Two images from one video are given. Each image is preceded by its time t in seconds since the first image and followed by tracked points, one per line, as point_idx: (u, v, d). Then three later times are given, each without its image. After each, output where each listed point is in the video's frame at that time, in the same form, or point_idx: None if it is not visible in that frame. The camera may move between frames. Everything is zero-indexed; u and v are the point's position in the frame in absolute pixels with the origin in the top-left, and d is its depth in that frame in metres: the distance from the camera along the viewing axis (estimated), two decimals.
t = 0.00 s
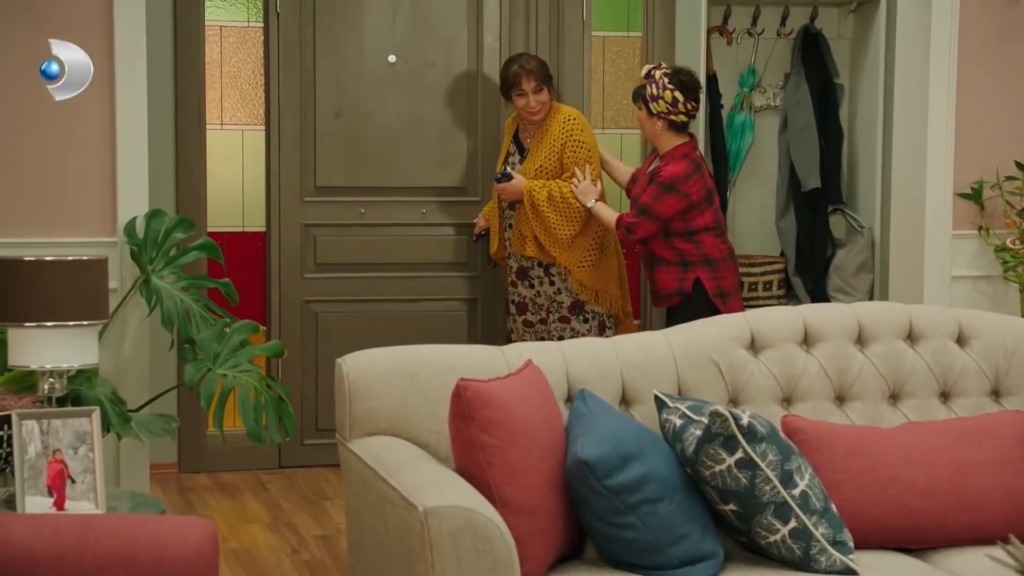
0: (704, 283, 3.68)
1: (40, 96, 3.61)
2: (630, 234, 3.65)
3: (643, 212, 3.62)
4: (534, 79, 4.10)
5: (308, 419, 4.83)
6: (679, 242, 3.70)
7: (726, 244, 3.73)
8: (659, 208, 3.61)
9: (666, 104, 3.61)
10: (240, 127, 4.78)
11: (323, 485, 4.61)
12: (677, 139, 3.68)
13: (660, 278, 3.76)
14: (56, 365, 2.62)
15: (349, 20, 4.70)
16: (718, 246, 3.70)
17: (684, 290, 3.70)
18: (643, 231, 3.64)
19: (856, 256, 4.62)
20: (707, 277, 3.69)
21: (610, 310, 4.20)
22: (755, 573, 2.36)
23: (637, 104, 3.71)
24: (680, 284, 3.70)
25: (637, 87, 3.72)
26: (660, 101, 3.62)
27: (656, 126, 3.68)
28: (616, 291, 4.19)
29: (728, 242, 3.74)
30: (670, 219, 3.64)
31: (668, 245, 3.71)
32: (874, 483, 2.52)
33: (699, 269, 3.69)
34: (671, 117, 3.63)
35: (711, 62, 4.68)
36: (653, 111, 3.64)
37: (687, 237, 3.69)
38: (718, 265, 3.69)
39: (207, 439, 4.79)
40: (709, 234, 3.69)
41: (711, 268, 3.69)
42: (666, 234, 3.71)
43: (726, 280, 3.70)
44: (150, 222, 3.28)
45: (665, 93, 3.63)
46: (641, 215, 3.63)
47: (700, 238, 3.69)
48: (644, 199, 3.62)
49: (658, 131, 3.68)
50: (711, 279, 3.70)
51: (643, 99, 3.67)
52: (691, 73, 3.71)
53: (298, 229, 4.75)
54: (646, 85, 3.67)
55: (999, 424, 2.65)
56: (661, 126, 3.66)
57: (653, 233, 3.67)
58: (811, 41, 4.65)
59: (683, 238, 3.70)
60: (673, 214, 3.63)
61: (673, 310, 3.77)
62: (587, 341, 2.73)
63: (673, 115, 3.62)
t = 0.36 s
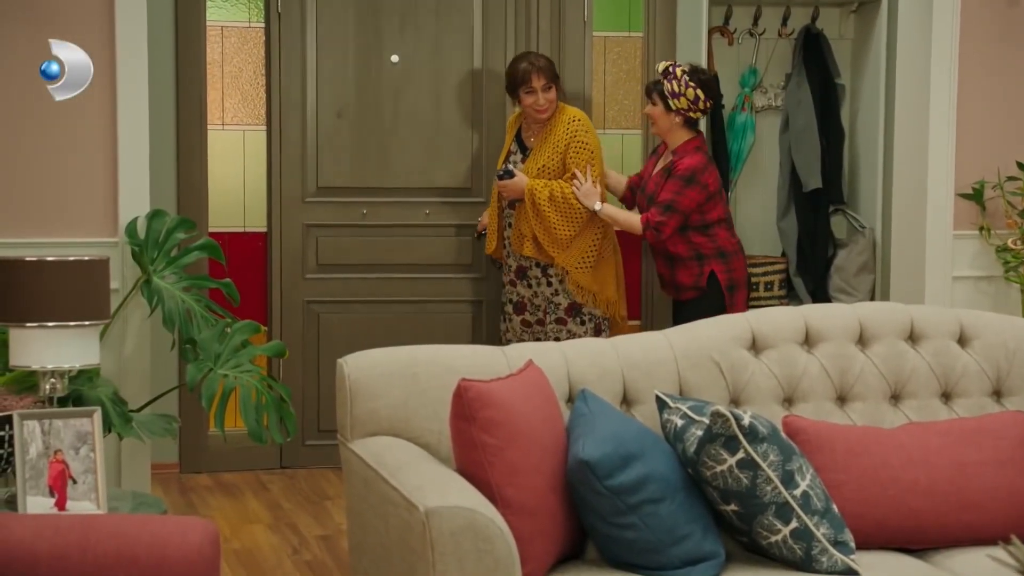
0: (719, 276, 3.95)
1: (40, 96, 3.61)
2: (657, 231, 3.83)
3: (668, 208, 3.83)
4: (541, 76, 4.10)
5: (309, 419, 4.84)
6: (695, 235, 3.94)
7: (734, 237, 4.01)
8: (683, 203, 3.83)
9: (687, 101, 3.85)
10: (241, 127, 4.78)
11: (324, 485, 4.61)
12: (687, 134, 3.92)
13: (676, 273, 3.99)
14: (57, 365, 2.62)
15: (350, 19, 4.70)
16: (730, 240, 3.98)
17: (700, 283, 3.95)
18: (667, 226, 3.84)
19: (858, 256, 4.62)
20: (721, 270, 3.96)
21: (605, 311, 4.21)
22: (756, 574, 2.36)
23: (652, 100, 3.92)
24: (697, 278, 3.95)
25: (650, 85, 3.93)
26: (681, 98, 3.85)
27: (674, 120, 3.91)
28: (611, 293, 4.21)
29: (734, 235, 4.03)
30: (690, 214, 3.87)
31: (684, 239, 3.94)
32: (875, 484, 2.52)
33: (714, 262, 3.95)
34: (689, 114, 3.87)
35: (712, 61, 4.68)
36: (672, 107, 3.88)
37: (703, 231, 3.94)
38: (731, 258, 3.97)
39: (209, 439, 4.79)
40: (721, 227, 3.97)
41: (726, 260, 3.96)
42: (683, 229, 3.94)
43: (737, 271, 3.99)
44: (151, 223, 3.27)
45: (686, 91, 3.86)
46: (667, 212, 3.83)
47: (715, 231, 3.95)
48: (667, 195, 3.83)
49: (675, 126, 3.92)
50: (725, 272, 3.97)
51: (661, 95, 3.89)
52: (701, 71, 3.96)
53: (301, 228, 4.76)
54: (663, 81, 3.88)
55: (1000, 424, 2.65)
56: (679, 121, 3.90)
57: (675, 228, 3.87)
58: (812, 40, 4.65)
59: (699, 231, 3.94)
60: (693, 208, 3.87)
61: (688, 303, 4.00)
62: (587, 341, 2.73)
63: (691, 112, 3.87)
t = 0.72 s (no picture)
0: (731, 270, 4.04)
1: (41, 96, 3.61)
2: (678, 219, 3.90)
3: (688, 196, 3.90)
4: (554, 77, 4.08)
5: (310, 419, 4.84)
6: (708, 228, 4.02)
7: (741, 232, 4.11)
8: (702, 191, 3.91)
9: (704, 93, 3.93)
10: (242, 127, 4.80)
11: (325, 485, 4.61)
12: (701, 127, 4.00)
13: (686, 267, 4.05)
14: (58, 365, 2.62)
15: (353, 19, 4.72)
16: (738, 235, 4.07)
17: (711, 276, 4.02)
18: (687, 214, 3.91)
19: (859, 256, 4.61)
20: (732, 264, 4.05)
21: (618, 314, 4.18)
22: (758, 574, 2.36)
23: (666, 95, 3.96)
24: (709, 271, 4.02)
25: (662, 81, 3.98)
26: (698, 90, 3.93)
27: (691, 114, 3.96)
28: (624, 297, 4.16)
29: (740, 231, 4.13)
30: (707, 203, 3.96)
31: (698, 231, 4.02)
32: (876, 484, 2.51)
33: (725, 256, 4.04)
34: (704, 106, 3.95)
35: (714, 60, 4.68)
36: (689, 101, 3.93)
37: (715, 224, 4.03)
38: (741, 253, 4.07)
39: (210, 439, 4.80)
40: (731, 221, 4.06)
41: (736, 255, 4.05)
42: (697, 221, 4.01)
43: (745, 266, 4.08)
44: (152, 223, 3.28)
45: (702, 84, 3.94)
46: (687, 200, 3.90)
47: (726, 225, 4.05)
48: (687, 183, 3.90)
49: (691, 121, 3.98)
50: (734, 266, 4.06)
51: (677, 91, 3.93)
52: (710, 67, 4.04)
53: (301, 229, 4.80)
54: (677, 77, 3.93)
55: (1001, 424, 2.65)
56: (696, 114, 3.96)
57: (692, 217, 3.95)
58: (814, 39, 4.64)
59: (712, 224, 4.03)
60: (710, 198, 3.96)
61: (699, 298, 4.05)
62: (587, 342, 2.73)
63: (707, 104, 3.95)
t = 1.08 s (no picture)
0: (743, 272, 4.04)
1: (43, 96, 3.61)
2: (703, 215, 3.91)
3: (715, 192, 3.92)
4: (571, 71, 4.03)
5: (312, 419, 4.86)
6: (728, 227, 4.03)
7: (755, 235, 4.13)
8: (729, 189, 3.94)
9: (733, 92, 3.96)
10: (245, 127, 4.89)
11: (328, 485, 4.61)
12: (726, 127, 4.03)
13: (699, 265, 4.05)
14: (61, 366, 2.61)
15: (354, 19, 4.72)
16: (754, 237, 4.09)
17: (724, 276, 4.03)
18: (713, 211, 3.93)
19: (861, 256, 4.59)
20: (744, 266, 4.06)
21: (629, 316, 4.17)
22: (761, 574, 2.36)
23: (691, 94, 3.97)
24: (723, 271, 4.03)
25: (687, 80, 4.00)
26: (728, 89, 3.96)
27: (716, 113, 3.97)
28: (638, 299, 4.17)
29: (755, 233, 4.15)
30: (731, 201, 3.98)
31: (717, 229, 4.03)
32: (879, 485, 2.51)
33: (740, 257, 4.05)
34: (732, 106, 3.97)
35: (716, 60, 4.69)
36: (717, 101, 3.95)
37: (735, 224, 4.05)
38: (754, 255, 4.08)
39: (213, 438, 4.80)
40: (749, 222, 4.08)
41: (750, 256, 4.07)
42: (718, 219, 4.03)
43: (756, 269, 4.09)
44: (156, 223, 3.28)
45: (729, 84, 3.96)
46: (714, 196, 3.92)
47: (745, 225, 4.06)
48: (715, 179, 3.93)
49: (716, 120, 4.00)
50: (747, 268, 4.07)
51: (703, 89, 3.95)
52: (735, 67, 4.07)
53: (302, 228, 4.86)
54: (704, 75, 3.95)
55: (1004, 424, 2.65)
56: (722, 113, 3.97)
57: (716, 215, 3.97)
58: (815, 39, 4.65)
59: (732, 223, 4.04)
60: (734, 196, 3.98)
61: (710, 297, 4.05)
62: (589, 342, 2.73)
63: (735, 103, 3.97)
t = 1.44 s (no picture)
0: (746, 274, 4.06)
1: (44, 96, 3.61)
2: (713, 220, 3.91)
3: (724, 198, 3.92)
4: (576, 65, 4.03)
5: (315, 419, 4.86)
6: (734, 231, 4.03)
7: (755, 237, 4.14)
8: (736, 194, 3.94)
9: (738, 96, 3.96)
10: (248, 127, 4.93)
11: (331, 485, 4.62)
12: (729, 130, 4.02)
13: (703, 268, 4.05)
14: (65, 365, 2.61)
15: (355, 19, 4.71)
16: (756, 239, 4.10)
17: (729, 279, 4.04)
18: (722, 216, 3.93)
19: (865, 256, 4.58)
20: (747, 269, 4.07)
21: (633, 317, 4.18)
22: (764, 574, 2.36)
23: (696, 95, 3.96)
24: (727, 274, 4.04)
25: (693, 82, 4.00)
26: (734, 93, 3.95)
27: (721, 116, 3.97)
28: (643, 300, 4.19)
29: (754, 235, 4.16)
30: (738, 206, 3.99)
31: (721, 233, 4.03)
32: (883, 485, 2.51)
33: (744, 260, 4.06)
34: (736, 109, 3.97)
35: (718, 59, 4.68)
36: (723, 104, 3.94)
37: (740, 227, 4.05)
38: (756, 258, 4.09)
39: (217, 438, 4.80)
40: (752, 225, 4.09)
41: (753, 259, 4.08)
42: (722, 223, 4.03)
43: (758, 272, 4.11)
44: (159, 223, 3.28)
45: (735, 87, 3.96)
46: (723, 201, 3.92)
47: (749, 228, 4.07)
48: (723, 185, 3.92)
49: (720, 123, 3.99)
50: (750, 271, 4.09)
51: (709, 91, 3.94)
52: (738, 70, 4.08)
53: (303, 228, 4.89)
54: (711, 78, 3.95)
55: (1008, 424, 2.65)
56: (727, 117, 3.97)
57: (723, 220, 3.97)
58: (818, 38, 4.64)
59: (738, 227, 4.04)
60: (740, 201, 3.98)
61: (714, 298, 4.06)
62: (593, 342, 2.73)
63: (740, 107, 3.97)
